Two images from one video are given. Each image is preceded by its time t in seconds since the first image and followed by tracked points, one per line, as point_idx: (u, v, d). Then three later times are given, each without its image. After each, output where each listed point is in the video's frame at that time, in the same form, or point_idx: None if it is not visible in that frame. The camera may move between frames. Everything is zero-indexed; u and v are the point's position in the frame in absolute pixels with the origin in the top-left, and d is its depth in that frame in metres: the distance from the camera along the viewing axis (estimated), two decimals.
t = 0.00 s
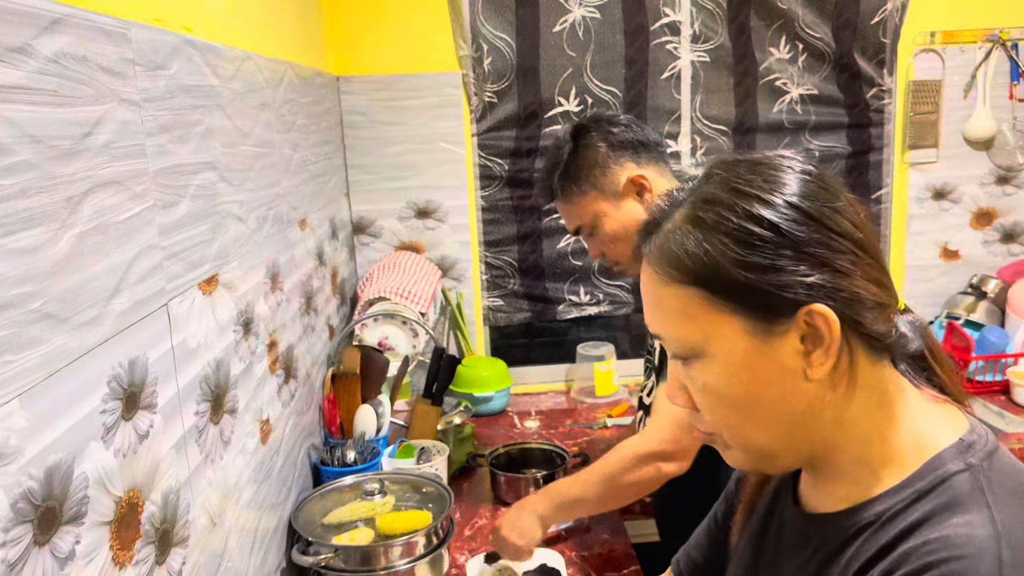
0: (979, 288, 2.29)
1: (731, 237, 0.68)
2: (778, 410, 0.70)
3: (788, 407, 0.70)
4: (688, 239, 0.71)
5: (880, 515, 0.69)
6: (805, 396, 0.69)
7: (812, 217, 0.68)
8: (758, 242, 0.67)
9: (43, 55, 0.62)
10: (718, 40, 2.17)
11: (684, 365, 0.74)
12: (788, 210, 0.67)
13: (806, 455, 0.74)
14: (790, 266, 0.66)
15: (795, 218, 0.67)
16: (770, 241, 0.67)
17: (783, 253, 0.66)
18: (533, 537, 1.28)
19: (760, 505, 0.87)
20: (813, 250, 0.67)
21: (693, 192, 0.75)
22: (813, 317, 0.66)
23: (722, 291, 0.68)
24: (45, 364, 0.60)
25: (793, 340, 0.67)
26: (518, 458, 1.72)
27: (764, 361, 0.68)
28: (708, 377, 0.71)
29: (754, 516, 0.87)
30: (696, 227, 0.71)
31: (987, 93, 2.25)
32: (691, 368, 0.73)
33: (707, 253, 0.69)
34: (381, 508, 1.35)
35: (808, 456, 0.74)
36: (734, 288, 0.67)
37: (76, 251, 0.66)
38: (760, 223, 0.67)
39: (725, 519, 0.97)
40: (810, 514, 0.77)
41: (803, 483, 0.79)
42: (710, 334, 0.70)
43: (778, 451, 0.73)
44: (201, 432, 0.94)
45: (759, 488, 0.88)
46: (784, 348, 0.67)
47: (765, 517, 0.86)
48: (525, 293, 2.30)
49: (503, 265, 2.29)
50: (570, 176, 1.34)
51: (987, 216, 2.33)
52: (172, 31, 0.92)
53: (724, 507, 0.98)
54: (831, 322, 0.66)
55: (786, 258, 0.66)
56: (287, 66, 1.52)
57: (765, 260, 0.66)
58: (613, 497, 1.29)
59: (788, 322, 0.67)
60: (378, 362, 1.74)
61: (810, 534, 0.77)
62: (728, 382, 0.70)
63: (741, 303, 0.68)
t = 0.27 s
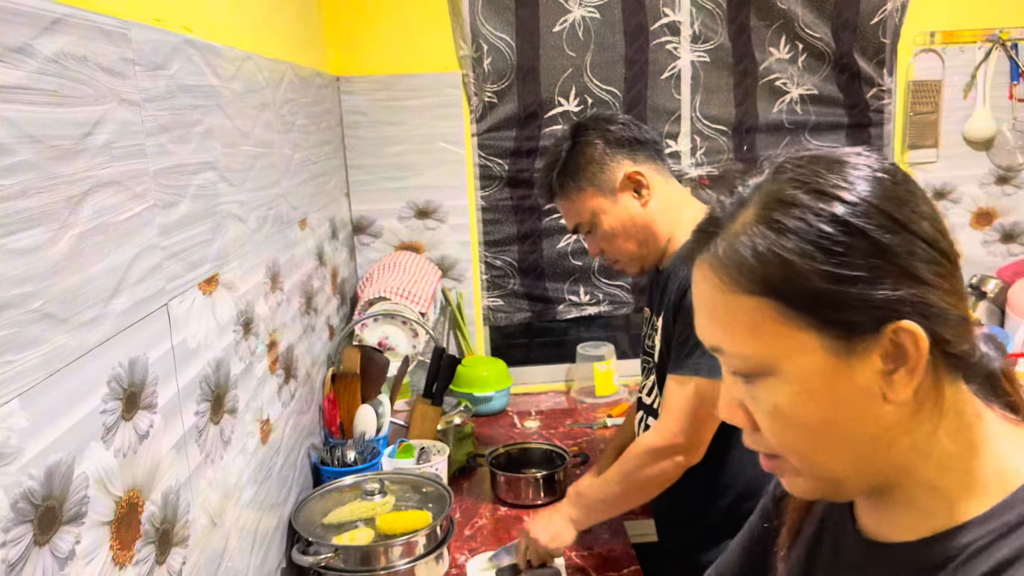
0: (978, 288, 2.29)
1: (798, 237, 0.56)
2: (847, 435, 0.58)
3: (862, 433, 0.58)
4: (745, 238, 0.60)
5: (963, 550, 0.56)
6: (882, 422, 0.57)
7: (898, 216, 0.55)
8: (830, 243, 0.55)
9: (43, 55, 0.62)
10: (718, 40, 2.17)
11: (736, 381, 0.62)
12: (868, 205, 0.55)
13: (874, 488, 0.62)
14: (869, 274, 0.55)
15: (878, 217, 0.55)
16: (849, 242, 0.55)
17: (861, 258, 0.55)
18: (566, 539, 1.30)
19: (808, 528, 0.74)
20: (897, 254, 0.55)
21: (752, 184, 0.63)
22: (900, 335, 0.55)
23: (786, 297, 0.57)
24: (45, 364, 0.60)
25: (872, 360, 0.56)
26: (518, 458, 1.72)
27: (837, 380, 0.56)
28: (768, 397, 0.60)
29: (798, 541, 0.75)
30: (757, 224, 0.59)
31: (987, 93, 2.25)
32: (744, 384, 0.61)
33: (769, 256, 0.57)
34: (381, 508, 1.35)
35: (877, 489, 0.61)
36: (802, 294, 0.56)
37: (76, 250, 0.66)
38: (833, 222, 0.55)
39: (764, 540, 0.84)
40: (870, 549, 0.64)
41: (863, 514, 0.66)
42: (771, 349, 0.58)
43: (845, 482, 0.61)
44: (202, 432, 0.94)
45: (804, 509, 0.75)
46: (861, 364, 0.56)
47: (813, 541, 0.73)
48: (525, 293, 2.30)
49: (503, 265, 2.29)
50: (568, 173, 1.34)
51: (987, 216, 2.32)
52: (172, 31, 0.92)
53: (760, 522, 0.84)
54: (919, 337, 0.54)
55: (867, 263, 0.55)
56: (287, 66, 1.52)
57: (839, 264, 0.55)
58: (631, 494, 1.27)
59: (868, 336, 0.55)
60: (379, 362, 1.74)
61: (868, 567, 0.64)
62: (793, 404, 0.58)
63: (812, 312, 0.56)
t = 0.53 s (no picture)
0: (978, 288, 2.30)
1: (870, 237, 0.53)
2: (913, 456, 0.54)
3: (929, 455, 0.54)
4: (814, 237, 0.57)
5: None
6: (950, 442, 0.53)
7: (981, 218, 0.51)
8: (904, 246, 0.51)
9: (42, 55, 0.62)
10: (718, 40, 2.17)
11: (795, 391, 0.59)
12: (948, 204, 0.51)
13: (937, 515, 0.57)
14: (945, 283, 0.50)
15: (959, 218, 0.50)
16: (927, 248, 0.50)
17: (938, 264, 0.50)
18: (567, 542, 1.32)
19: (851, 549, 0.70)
20: (980, 261, 0.50)
21: (824, 176, 0.59)
22: (978, 353, 0.50)
23: (854, 304, 0.54)
24: (45, 364, 0.60)
25: (946, 377, 0.51)
26: (518, 458, 1.72)
27: (906, 396, 0.53)
28: (831, 408, 0.57)
29: (841, 562, 0.71)
30: (828, 222, 0.56)
31: (987, 93, 2.26)
32: (804, 395, 0.59)
33: (840, 257, 0.54)
34: (380, 508, 1.35)
35: (940, 516, 0.57)
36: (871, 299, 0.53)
37: (76, 250, 0.66)
38: (908, 222, 0.51)
39: (798, 553, 0.80)
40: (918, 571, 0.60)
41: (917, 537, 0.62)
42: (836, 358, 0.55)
43: (907, 504, 0.57)
44: (201, 432, 0.94)
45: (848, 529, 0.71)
46: (933, 381, 0.52)
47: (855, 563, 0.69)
48: (525, 293, 2.30)
49: (503, 265, 2.29)
50: (564, 179, 1.34)
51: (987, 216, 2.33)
52: (172, 31, 0.92)
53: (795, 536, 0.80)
54: (1001, 357, 0.49)
55: (944, 270, 0.50)
56: (287, 65, 1.52)
57: (913, 269, 0.51)
58: (633, 496, 1.29)
59: (943, 351, 0.51)
60: (379, 362, 1.74)
61: None
62: (859, 418, 0.55)
63: (883, 321, 0.53)
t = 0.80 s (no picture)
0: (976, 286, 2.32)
1: (893, 232, 0.47)
2: (927, 461, 0.50)
3: (944, 462, 0.49)
4: (835, 226, 0.51)
5: None
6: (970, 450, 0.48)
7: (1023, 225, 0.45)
8: (929, 244, 0.46)
9: (42, 55, 0.62)
10: (718, 40, 2.16)
11: (813, 381, 0.56)
12: (984, 205, 0.45)
13: (956, 519, 0.53)
14: (974, 288, 0.45)
15: (995, 221, 0.45)
16: (954, 246, 0.45)
17: (965, 269, 0.45)
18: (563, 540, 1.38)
19: (875, 546, 0.66)
20: (1017, 270, 0.45)
21: (859, 164, 0.54)
22: (1003, 362, 0.45)
23: (870, 296, 0.49)
24: (44, 364, 0.60)
25: (968, 383, 0.47)
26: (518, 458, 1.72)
27: (922, 398, 0.48)
28: (845, 404, 0.53)
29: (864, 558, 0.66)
30: (852, 211, 0.51)
31: (988, 93, 2.27)
32: (821, 386, 0.55)
33: (860, 249, 0.49)
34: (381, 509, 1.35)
35: (958, 520, 0.53)
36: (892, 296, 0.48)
37: (76, 250, 0.66)
38: (936, 219, 0.46)
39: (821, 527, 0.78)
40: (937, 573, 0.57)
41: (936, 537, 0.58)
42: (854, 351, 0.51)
43: (922, 508, 0.53)
44: (202, 432, 0.94)
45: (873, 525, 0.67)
46: (950, 384, 0.47)
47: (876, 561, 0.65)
48: (525, 293, 2.30)
49: (503, 266, 2.29)
50: (560, 184, 1.34)
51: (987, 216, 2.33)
52: (172, 31, 0.92)
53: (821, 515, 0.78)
54: None
55: (974, 276, 0.45)
56: (287, 65, 1.52)
57: (938, 270, 0.45)
58: (635, 496, 1.31)
59: (966, 355, 0.46)
60: (379, 362, 1.74)
61: None
62: (872, 417, 0.51)
63: (899, 317, 0.48)
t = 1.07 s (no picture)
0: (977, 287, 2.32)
1: (893, 223, 0.50)
2: (923, 445, 0.52)
3: (940, 446, 0.51)
4: (837, 218, 0.54)
5: None
6: (965, 437, 0.50)
7: (1018, 215, 0.47)
8: (927, 235, 0.48)
9: (42, 54, 0.62)
10: (718, 39, 2.16)
11: (813, 369, 0.58)
12: (981, 198, 0.48)
13: (949, 505, 0.56)
14: (971, 278, 0.47)
15: (992, 214, 0.47)
16: (951, 237, 0.48)
17: (964, 257, 0.48)
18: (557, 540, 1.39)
19: (871, 531, 0.68)
20: (1010, 260, 0.47)
21: (861, 158, 0.56)
22: (997, 349, 0.47)
23: (870, 286, 0.51)
24: (44, 364, 0.60)
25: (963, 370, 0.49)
26: (518, 458, 1.72)
27: (919, 384, 0.51)
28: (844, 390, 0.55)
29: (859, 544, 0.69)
30: (854, 202, 0.53)
31: (988, 93, 2.26)
32: (821, 373, 0.57)
33: (861, 240, 0.51)
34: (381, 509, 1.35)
35: (950, 504, 0.55)
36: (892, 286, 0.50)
37: (75, 251, 0.66)
38: (935, 211, 0.48)
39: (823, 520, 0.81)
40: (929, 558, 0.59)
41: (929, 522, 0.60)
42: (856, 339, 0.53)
43: (917, 491, 0.55)
44: (201, 432, 0.94)
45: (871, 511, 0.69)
46: (947, 371, 0.49)
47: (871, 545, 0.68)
48: (525, 293, 2.30)
49: (503, 266, 2.29)
50: (551, 192, 1.33)
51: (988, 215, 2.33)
52: (171, 30, 0.92)
53: (825, 506, 0.81)
54: (1018, 353, 0.47)
55: (970, 266, 0.47)
56: (287, 65, 1.52)
57: (938, 260, 0.48)
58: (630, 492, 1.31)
59: (962, 343, 0.48)
60: (379, 363, 1.75)
61: None
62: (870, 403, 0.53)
63: (897, 306, 0.50)
